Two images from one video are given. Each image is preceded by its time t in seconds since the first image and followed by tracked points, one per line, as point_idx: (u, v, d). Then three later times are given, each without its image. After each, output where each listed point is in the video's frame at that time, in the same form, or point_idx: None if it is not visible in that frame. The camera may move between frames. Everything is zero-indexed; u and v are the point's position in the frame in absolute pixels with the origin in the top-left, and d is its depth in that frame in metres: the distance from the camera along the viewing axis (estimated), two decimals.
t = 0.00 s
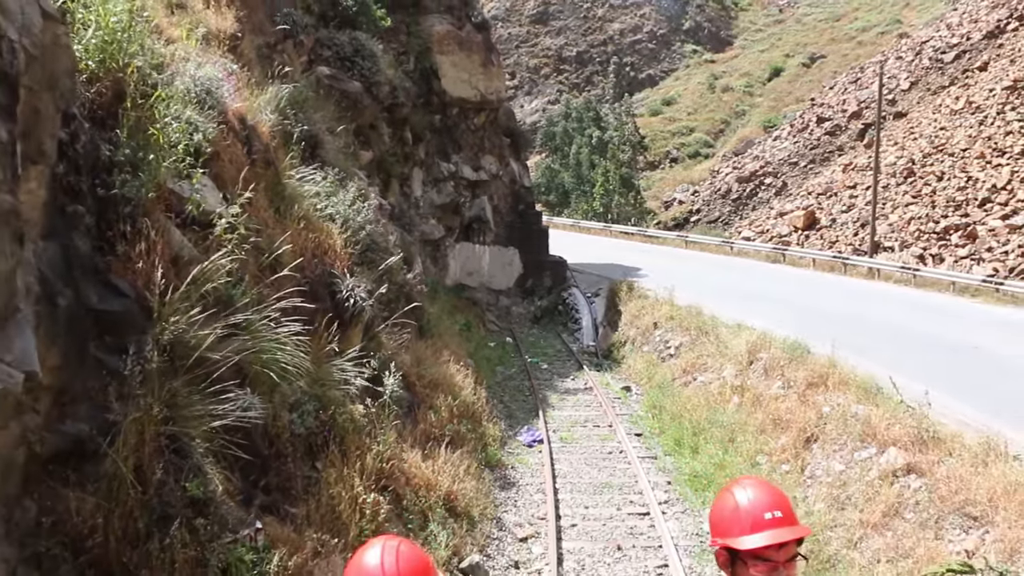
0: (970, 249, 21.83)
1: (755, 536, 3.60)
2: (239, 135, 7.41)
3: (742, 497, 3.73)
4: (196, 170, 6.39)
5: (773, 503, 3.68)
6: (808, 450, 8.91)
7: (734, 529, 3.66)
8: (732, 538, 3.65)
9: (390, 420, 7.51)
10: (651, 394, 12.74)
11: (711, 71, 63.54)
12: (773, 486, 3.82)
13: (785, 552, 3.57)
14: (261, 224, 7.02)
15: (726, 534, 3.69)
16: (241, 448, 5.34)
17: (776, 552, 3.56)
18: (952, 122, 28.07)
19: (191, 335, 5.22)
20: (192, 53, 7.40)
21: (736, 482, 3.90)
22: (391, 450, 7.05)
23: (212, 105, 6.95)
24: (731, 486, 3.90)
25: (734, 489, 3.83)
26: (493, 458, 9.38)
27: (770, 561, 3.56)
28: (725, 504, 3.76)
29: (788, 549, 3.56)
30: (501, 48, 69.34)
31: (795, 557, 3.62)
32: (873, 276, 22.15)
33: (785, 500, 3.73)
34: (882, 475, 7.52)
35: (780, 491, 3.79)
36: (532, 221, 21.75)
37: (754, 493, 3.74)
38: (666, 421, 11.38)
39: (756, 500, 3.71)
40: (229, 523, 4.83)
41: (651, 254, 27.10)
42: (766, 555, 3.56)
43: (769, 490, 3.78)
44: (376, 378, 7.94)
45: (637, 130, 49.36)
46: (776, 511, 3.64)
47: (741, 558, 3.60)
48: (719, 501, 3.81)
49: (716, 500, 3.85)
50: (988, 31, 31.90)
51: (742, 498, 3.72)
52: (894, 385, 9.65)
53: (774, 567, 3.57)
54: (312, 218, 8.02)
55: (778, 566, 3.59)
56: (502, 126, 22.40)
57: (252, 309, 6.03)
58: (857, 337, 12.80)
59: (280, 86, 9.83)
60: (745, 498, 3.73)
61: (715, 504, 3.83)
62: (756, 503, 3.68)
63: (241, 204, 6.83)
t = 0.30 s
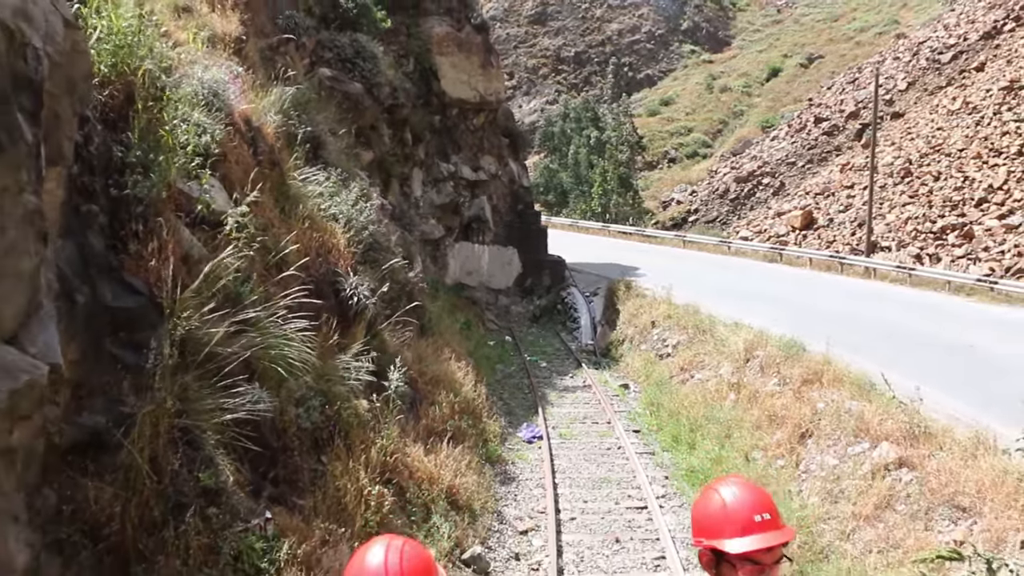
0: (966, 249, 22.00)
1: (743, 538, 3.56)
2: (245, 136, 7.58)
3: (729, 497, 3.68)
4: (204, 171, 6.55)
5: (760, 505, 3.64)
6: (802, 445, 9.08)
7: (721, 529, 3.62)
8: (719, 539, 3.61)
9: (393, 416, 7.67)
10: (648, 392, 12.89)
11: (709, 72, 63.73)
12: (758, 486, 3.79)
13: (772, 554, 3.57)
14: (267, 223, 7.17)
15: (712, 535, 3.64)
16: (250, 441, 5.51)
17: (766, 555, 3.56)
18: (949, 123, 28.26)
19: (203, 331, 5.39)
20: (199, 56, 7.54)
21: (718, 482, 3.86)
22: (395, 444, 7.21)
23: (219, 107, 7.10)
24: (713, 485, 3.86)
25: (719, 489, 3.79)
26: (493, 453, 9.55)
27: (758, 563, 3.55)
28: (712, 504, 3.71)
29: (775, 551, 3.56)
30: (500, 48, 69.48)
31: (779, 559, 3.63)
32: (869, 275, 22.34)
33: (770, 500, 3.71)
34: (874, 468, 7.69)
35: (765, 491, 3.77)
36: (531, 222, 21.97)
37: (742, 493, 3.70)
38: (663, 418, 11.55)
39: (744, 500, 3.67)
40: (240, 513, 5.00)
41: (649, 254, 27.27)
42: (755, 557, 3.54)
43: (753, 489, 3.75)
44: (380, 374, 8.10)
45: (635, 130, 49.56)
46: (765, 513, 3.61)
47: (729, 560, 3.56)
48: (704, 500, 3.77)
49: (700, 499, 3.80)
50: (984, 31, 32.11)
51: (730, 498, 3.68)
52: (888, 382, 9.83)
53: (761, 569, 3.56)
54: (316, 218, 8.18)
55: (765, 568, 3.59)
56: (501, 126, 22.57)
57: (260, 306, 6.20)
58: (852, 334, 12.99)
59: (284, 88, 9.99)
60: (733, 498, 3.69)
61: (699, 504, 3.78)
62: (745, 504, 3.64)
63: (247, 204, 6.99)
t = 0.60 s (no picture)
0: (963, 248, 22.18)
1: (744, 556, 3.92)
2: (251, 137, 7.74)
3: (722, 510, 4.07)
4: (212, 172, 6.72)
5: (752, 521, 4.03)
6: (798, 441, 9.25)
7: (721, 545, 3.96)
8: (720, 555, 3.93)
9: (397, 411, 7.82)
10: (646, 389, 13.05)
11: (707, 72, 63.93)
12: (751, 502, 4.15)
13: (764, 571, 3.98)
14: (273, 222, 7.33)
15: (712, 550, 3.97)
16: (258, 434, 5.68)
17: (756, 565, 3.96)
18: (946, 123, 28.47)
19: (212, 328, 5.56)
20: (205, 59, 7.70)
21: (711, 496, 4.22)
22: (397, 439, 7.36)
23: (227, 109, 7.27)
24: (706, 498, 4.22)
25: (713, 503, 4.15)
26: (494, 449, 9.71)
27: None
28: (708, 516, 4.07)
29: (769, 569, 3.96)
30: (498, 48, 69.67)
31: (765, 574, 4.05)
32: (865, 274, 22.52)
33: (756, 513, 4.11)
34: (867, 463, 7.87)
35: (751, 503, 4.15)
36: (530, 221, 22.41)
37: (741, 510, 4.05)
38: (660, 414, 11.73)
39: (735, 514, 4.07)
40: (251, 503, 5.17)
41: (647, 253, 27.43)
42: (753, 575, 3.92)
43: (740, 503, 4.15)
44: (383, 371, 8.25)
45: (633, 131, 49.75)
46: (762, 533, 4.00)
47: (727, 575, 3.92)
48: (701, 512, 4.11)
49: (696, 512, 4.13)
50: (981, 32, 32.32)
51: (732, 515, 4.01)
52: (880, 379, 10.01)
53: None
54: (321, 218, 8.35)
55: None
56: (500, 127, 22.75)
57: (267, 304, 6.36)
58: (846, 332, 13.18)
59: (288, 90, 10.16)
60: (733, 514, 4.03)
61: (696, 514, 4.12)
62: (737, 518, 4.03)
63: (254, 204, 7.15)
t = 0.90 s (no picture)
0: (959, 248, 22.38)
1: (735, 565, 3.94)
2: (256, 139, 7.90)
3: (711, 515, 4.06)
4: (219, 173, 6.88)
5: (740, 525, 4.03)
6: (792, 436, 9.42)
7: (711, 552, 3.97)
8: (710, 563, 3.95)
9: (399, 407, 7.99)
10: (644, 386, 13.23)
11: (705, 72, 64.12)
12: (745, 509, 4.13)
13: None
14: (279, 222, 7.50)
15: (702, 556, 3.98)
16: (266, 427, 5.85)
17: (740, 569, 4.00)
18: (942, 123, 28.68)
19: (222, 325, 5.73)
20: (212, 61, 7.86)
21: (699, 500, 4.18)
22: (400, 434, 7.53)
23: (233, 111, 7.43)
24: (695, 503, 4.18)
25: (701, 508, 4.13)
26: (494, 445, 9.88)
27: None
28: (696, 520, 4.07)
29: None
30: (497, 48, 69.84)
31: None
32: (861, 274, 22.71)
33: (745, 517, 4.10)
34: (859, 457, 8.04)
35: (741, 508, 4.12)
36: (529, 221, 22.52)
37: (734, 517, 4.04)
38: (658, 411, 11.90)
39: (725, 519, 4.05)
40: (260, 494, 5.37)
41: (645, 253, 27.60)
42: None
43: (730, 508, 4.12)
44: (386, 368, 8.43)
45: (631, 131, 49.94)
46: (755, 544, 3.99)
47: None
48: (689, 517, 4.10)
49: (685, 517, 4.12)
50: (977, 33, 32.54)
51: (724, 522, 4.00)
52: (874, 376, 10.19)
53: None
54: (325, 218, 8.50)
55: None
56: (499, 127, 22.92)
57: (274, 302, 6.53)
58: (841, 331, 13.35)
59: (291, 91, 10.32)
60: (727, 522, 4.01)
61: (684, 519, 4.11)
62: (727, 524, 4.01)
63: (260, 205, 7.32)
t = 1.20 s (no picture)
0: (956, 248, 22.58)
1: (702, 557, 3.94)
2: (262, 140, 8.08)
3: (678, 506, 4.07)
4: (228, 174, 7.05)
5: (710, 518, 4.02)
6: (787, 432, 9.60)
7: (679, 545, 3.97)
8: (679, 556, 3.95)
9: (402, 403, 8.18)
10: (642, 383, 13.41)
11: (703, 72, 64.34)
12: (708, 498, 4.16)
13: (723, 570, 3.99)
14: (285, 222, 7.67)
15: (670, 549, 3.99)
16: (274, 422, 6.03)
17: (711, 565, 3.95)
18: (939, 123, 28.89)
19: (232, 322, 5.91)
20: (218, 64, 8.03)
21: (666, 490, 4.24)
22: (403, 429, 7.73)
23: (239, 114, 7.60)
24: (662, 494, 4.23)
25: (667, 499, 4.17)
26: (495, 441, 10.06)
27: None
28: (663, 512, 4.08)
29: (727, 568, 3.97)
30: (495, 48, 69.99)
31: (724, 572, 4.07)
32: (857, 273, 22.90)
33: (717, 510, 4.09)
34: (852, 451, 8.22)
35: (712, 501, 4.14)
36: (528, 221, 22.71)
37: (697, 508, 4.06)
38: (655, 408, 12.09)
39: (693, 510, 4.05)
40: (270, 485, 5.58)
41: (644, 253, 27.79)
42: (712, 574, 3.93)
43: (701, 500, 4.13)
44: (389, 364, 8.60)
45: (629, 131, 50.14)
46: (720, 532, 4.01)
47: None
48: (654, 510, 4.12)
49: (652, 510, 4.14)
50: (974, 33, 32.75)
51: (688, 514, 4.02)
52: (868, 373, 10.37)
53: None
54: (328, 218, 8.68)
55: None
56: (498, 128, 23.10)
57: (282, 300, 6.71)
58: (836, 329, 13.54)
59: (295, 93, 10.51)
60: (692, 514, 4.03)
61: (650, 513, 4.13)
62: (695, 515, 4.01)
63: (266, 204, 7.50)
